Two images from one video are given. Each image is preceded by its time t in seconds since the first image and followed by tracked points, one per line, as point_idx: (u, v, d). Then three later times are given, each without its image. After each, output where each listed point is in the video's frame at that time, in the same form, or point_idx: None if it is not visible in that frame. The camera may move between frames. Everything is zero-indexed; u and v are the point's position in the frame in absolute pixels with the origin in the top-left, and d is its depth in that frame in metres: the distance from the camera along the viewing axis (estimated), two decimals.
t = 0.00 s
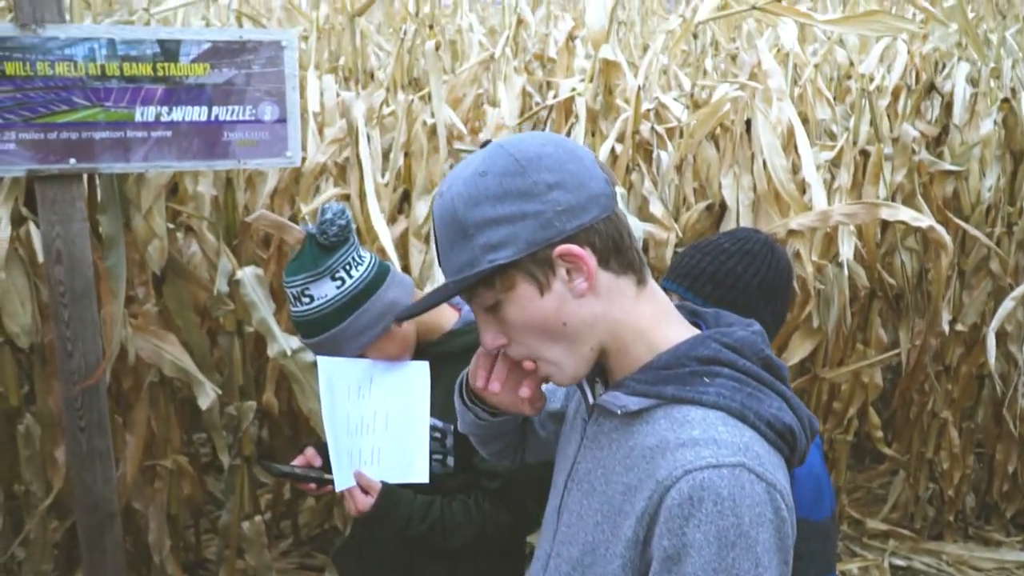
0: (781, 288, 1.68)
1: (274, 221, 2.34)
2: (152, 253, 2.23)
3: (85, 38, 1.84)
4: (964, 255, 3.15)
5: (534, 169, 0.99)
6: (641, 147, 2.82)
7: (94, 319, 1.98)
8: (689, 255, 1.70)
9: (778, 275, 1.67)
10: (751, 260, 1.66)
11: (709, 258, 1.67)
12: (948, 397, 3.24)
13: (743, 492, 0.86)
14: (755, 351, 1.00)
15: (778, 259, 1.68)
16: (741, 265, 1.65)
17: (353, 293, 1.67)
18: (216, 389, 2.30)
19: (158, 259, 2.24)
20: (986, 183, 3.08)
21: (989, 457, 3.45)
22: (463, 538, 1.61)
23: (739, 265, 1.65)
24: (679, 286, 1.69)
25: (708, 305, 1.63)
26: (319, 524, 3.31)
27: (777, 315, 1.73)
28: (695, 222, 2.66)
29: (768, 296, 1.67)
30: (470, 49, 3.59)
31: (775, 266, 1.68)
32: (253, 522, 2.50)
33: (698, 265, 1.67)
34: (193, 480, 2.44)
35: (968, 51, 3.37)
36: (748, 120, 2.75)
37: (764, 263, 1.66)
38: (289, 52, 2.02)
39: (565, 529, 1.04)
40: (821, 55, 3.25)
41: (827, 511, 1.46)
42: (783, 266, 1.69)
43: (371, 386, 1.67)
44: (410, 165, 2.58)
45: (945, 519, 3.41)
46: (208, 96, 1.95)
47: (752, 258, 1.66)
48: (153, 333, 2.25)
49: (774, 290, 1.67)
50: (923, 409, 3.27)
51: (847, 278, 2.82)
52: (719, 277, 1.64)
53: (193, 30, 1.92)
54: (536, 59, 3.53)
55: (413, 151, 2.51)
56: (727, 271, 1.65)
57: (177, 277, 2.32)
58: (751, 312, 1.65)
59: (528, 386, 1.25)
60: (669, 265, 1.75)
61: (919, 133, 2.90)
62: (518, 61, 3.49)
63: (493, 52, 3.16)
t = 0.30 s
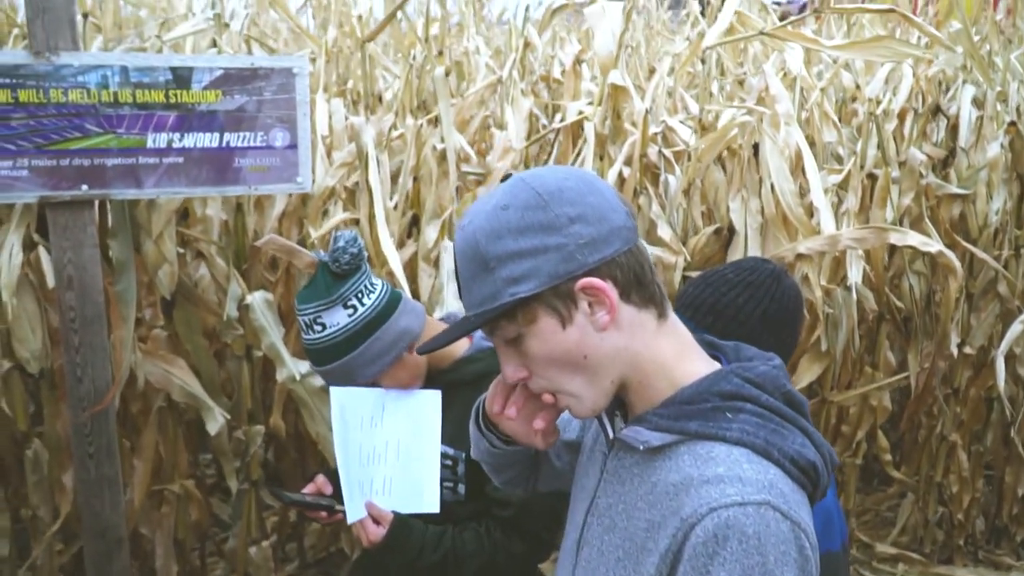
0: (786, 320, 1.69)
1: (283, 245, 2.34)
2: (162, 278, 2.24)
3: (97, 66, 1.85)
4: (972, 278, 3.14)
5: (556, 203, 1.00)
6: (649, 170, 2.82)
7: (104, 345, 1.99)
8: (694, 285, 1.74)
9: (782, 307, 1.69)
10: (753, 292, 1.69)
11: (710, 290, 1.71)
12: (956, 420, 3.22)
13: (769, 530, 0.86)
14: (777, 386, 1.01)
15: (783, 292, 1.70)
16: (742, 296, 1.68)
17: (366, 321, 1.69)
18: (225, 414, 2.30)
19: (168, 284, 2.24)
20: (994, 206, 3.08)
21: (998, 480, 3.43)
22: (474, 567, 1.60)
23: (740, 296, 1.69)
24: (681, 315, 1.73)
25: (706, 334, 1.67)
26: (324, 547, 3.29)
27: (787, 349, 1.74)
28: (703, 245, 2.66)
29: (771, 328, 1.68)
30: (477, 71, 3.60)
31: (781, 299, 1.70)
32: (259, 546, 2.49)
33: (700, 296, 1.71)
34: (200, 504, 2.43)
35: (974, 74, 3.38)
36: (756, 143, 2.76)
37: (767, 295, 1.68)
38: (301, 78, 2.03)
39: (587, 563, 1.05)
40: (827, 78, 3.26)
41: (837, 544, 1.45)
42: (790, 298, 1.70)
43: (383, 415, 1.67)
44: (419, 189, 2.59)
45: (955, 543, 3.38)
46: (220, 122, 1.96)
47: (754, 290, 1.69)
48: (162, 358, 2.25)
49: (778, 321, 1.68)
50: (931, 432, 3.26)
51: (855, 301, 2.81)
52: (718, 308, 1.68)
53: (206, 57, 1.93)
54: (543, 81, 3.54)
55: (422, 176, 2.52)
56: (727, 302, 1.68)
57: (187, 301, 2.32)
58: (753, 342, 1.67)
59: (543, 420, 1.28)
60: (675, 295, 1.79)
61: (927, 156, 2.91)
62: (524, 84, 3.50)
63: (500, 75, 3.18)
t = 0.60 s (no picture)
0: (793, 349, 1.71)
1: (290, 270, 2.33)
2: (170, 305, 2.24)
3: (109, 95, 1.86)
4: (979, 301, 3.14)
5: (577, 240, 1.07)
6: (655, 195, 2.82)
7: (112, 373, 1.98)
8: (702, 318, 1.80)
9: (788, 337, 1.71)
10: (756, 323, 1.72)
11: (714, 324, 1.76)
12: (965, 444, 3.21)
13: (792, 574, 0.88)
14: (797, 425, 1.05)
15: (790, 322, 1.72)
16: (745, 327, 1.72)
17: (376, 351, 1.68)
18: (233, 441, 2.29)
19: (176, 310, 2.25)
20: (1001, 229, 3.08)
21: (1007, 504, 3.41)
22: None
23: (744, 327, 1.72)
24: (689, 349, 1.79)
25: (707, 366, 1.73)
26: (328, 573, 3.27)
27: (800, 378, 1.75)
28: (710, 270, 2.66)
29: (777, 358, 1.71)
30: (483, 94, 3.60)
31: (787, 329, 1.72)
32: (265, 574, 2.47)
33: (705, 330, 1.77)
34: (206, 531, 2.42)
35: (979, 97, 3.39)
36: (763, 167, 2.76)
37: (771, 325, 1.71)
38: (310, 107, 2.04)
39: None
40: (833, 102, 3.27)
41: None
42: (796, 328, 1.72)
43: (389, 452, 1.67)
44: (427, 215, 2.59)
45: (964, 568, 3.35)
46: (229, 150, 1.96)
47: (758, 322, 1.72)
48: (170, 385, 2.25)
49: (784, 351, 1.71)
50: (939, 456, 3.24)
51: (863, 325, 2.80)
52: (719, 342, 1.73)
53: (216, 86, 1.94)
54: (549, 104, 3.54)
55: (429, 202, 2.52)
56: (728, 336, 1.73)
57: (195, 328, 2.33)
58: (758, 372, 1.70)
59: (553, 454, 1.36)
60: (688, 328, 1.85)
61: (933, 181, 2.91)
62: (530, 107, 3.51)
63: (506, 99, 3.18)
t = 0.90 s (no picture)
0: (795, 382, 1.72)
1: (295, 295, 2.33)
2: (176, 330, 2.24)
3: (116, 123, 1.86)
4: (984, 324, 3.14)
5: (592, 272, 1.18)
6: (660, 218, 2.82)
7: (118, 400, 1.97)
8: (706, 348, 1.82)
9: (789, 370, 1.72)
10: (758, 356, 1.73)
11: (715, 355, 1.77)
12: (972, 467, 3.19)
13: None
14: (815, 464, 1.18)
15: (793, 353, 1.72)
16: (747, 360, 1.73)
17: (385, 378, 1.69)
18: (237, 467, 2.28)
19: (182, 336, 2.24)
20: (1005, 252, 3.07)
21: (1014, 528, 3.38)
22: None
23: (745, 359, 1.74)
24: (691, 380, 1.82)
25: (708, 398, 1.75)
26: None
27: (804, 408, 1.75)
28: (715, 294, 2.65)
29: (778, 391, 1.72)
30: (486, 116, 3.60)
31: (790, 361, 1.72)
32: None
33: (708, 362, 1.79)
34: (209, 558, 2.40)
35: (982, 119, 3.39)
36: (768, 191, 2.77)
37: (773, 357, 1.72)
38: (317, 133, 2.04)
39: None
40: (836, 124, 3.27)
41: None
42: (799, 360, 1.72)
43: (375, 500, 1.65)
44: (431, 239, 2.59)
45: None
46: (236, 176, 1.96)
47: (759, 353, 1.73)
48: (174, 410, 2.24)
49: (785, 384, 1.71)
50: (945, 479, 3.21)
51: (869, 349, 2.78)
52: (719, 374, 1.75)
53: (223, 113, 1.94)
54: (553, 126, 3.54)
55: (434, 226, 2.53)
56: (728, 369, 1.75)
57: (200, 353, 2.33)
58: (758, 405, 1.71)
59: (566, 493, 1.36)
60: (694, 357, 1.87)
61: (937, 204, 2.91)
62: (533, 129, 3.51)
63: (510, 121, 3.18)
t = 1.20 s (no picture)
0: (795, 409, 1.72)
1: (297, 317, 2.32)
2: (177, 354, 2.23)
3: (117, 147, 1.86)
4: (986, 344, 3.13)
5: (608, 296, 1.21)
6: (661, 238, 2.82)
7: (118, 424, 1.97)
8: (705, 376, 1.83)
9: (789, 397, 1.72)
10: (757, 383, 1.74)
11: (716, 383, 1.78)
12: (975, 487, 3.17)
13: None
14: (825, 498, 1.21)
15: (793, 380, 1.73)
16: (746, 388, 1.74)
17: (389, 399, 1.69)
18: (238, 490, 2.27)
19: (183, 359, 2.24)
20: (1007, 272, 3.08)
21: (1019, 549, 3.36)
22: None
23: (745, 387, 1.74)
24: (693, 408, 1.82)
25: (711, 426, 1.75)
26: None
27: (806, 434, 1.75)
28: (717, 315, 2.65)
29: (778, 418, 1.72)
30: (487, 135, 3.60)
31: (790, 388, 1.73)
32: None
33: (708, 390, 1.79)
34: None
35: (983, 139, 3.39)
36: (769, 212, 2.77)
37: (772, 385, 1.73)
38: (318, 156, 2.05)
39: None
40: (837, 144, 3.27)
41: None
42: (799, 387, 1.73)
43: (346, 550, 1.67)
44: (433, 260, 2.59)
45: None
46: (238, 201, 1.96)
47: (758, 381, 1.74)
48: (175, 434, 2.23)
49: (785, 411, 1.72)
50: (949, 500, 3.19)
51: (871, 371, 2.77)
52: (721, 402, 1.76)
53: (226, 137, 1.95)
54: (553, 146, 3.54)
55: (436, 248, 2.53)
56: (730, 396, 1.75)
57: (201, 376, 2.32)
58: (758, 432, 1.72)
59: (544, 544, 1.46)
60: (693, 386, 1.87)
61: (938, 224, 2.92)
62: (534, 149, 3.51)
63: (511, 141, 3.18)
